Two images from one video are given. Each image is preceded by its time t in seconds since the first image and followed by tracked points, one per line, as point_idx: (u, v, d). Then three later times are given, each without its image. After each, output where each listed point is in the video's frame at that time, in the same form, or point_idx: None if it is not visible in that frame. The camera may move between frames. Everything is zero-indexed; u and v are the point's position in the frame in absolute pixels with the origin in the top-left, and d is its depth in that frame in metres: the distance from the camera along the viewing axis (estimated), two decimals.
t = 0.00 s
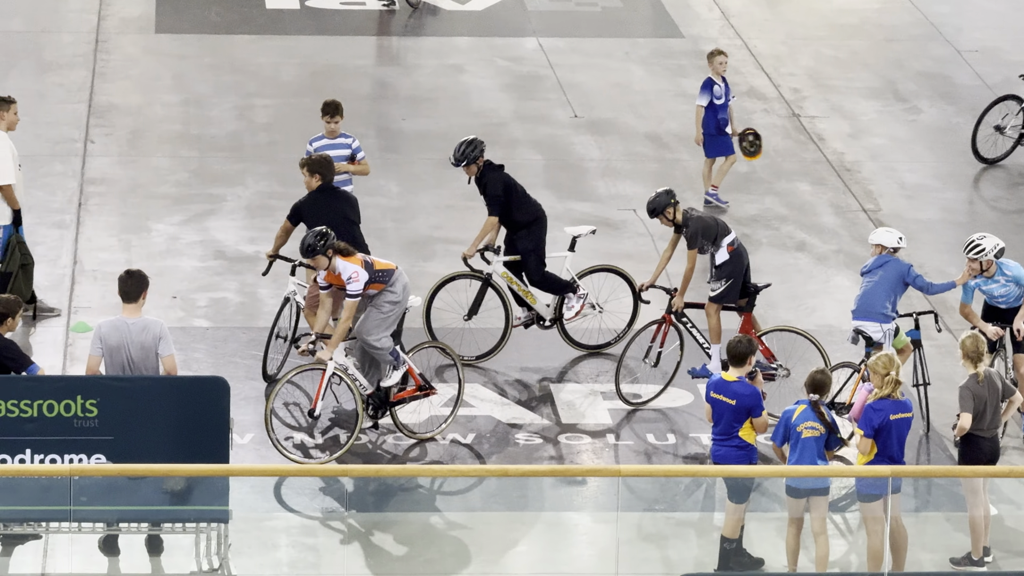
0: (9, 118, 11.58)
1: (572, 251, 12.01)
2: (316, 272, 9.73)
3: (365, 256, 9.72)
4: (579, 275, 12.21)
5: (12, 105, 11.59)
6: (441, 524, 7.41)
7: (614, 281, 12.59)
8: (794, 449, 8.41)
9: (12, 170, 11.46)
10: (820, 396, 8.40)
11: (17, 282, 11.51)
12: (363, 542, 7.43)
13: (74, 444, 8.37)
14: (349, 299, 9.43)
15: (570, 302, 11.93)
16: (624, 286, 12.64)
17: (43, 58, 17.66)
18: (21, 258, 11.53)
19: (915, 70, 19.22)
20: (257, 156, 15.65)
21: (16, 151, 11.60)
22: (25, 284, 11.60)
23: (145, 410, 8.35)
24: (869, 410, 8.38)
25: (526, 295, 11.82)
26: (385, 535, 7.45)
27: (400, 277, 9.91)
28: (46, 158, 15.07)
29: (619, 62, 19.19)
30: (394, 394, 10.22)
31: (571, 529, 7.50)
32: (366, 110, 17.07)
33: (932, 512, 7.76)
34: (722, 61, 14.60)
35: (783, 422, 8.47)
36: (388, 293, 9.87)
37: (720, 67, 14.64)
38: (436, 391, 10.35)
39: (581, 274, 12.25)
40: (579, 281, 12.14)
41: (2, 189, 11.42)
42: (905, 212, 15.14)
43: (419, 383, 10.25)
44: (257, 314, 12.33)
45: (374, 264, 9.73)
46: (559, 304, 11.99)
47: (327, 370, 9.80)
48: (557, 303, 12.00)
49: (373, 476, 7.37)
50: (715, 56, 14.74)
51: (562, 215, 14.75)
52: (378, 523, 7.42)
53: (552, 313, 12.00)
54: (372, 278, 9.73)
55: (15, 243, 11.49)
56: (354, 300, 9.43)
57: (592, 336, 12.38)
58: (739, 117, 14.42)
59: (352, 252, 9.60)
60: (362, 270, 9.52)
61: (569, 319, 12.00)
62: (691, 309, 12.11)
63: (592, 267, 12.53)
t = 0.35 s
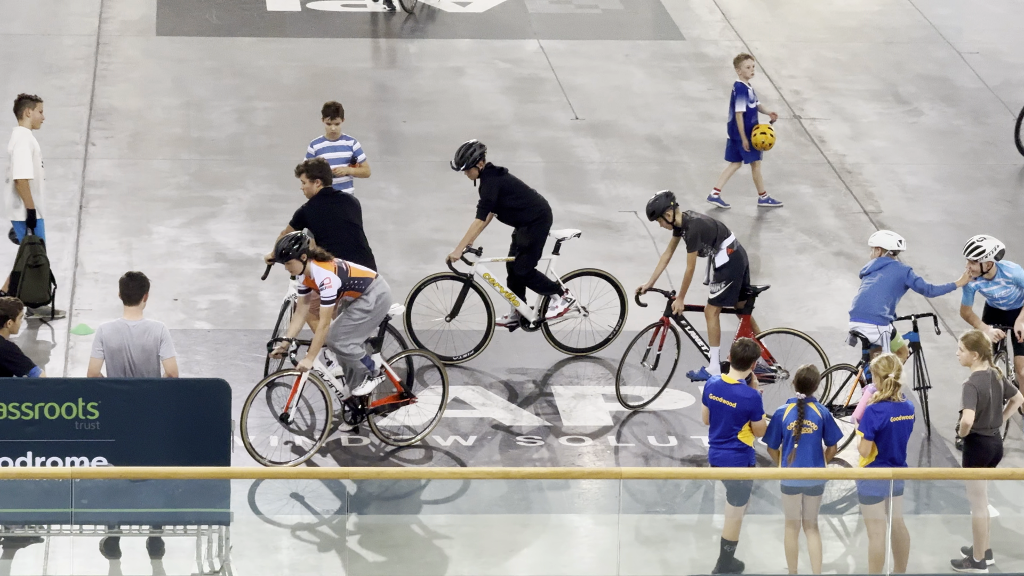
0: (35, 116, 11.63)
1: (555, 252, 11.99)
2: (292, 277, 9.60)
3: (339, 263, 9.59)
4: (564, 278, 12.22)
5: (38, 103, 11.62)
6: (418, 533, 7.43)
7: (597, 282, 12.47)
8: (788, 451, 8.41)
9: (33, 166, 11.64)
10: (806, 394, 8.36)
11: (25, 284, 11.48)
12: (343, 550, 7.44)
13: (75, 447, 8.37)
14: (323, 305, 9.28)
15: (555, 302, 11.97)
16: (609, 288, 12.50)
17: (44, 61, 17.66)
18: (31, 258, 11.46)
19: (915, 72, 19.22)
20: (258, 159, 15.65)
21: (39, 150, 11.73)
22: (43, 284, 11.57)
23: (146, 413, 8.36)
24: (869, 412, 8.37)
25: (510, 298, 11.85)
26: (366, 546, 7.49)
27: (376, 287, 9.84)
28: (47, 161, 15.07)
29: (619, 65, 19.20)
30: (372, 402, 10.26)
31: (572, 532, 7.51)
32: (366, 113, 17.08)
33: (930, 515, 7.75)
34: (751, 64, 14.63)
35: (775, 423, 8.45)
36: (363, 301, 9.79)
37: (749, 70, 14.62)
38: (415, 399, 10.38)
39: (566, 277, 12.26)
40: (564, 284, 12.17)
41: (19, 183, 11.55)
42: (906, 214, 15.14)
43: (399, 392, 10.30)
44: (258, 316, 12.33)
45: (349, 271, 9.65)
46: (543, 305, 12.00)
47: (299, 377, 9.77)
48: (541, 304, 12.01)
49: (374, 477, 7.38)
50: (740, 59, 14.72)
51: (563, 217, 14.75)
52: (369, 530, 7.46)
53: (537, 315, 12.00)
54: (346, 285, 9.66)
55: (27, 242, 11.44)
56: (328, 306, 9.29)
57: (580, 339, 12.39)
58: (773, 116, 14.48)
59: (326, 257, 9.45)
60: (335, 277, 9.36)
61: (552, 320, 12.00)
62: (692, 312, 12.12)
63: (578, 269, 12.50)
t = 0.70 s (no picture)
0: (45, 117, 11.51)
1: (547, 254, 12.01)
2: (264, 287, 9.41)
3: (317, 271, 9.53)
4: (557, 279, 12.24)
5: (49, 104, 11.52)
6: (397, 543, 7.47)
7: (590, 284, 12.58)
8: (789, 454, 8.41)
9: (45, 167, 11.62)
10: (808, 397, 8.36)
11: (40, 285, 11.36)
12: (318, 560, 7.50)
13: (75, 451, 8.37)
14: (310, 316, 9.24)
15: (550, 302, 12.02)
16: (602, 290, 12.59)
17: (44, 65, 17.66)
18: (45, 259, 11.37)
19: (915, 76, 19.23)
20: (258, 163, 15.66)
21: (50, 150, 11.70)
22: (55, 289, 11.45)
23: (145, 417, 8.36)
24: (867, 416, 8.38)
25: (507, 302, 11.84)
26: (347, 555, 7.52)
27: (351, 294, 9.80)
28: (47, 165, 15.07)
29: (619, 68, 19.21)
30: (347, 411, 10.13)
31: (571, 536, 7.53)
32: (366, 117, 17.09)
33: (929, 518, 7.76)
34: (777, 67, 14.72)
35: (777, 428, 8.47)
36: (338, 308, 9.75)
37: (775, 73, 14.73)
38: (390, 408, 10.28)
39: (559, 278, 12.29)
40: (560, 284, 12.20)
41: (32, 184, 11.55)
42: (905, 218, 15.15)
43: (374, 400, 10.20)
44: (258, 320, 12.34)
45: (328, 279, 9.59)
46: (538, 307, 12.05)
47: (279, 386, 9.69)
48: (537, 306, 12.06)
49: (373, 482, 7.36)
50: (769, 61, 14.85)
51: (562, 221, 14.76)
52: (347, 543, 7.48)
53: (533, 318, 12.02)
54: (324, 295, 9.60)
55: (40, 243, 11.35)
56: (315, 316, 9.26)
57: (578, 343, 12.38)
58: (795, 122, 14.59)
59: (305, 266, 9.39)
60: (319, 286, 9.33)
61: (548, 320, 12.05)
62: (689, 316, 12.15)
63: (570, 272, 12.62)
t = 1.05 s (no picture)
0: (49, 121, 11.54)
1: (544, 256, 12.03)
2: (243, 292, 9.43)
3: (289, 276, 9.44)
4: (554, 282, 12.19)
5: (53, 108, 11.53)
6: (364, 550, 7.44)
7: (585, 286, 12.63)
8: (792, 458, 8.41)
9: (45, 172, 11.58)
10: (816, 400, 8.33)
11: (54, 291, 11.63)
12: (286, 567, 7.45)
13: (74, 454, 8.36)
14: (270, 319, 9.14)
15: (548, 304, 11.99)
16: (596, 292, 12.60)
17: (43, 68, 17.64)
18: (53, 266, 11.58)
19: (914, 81, 19.25)
20: (258, 166, 15.67)
21: (52, 155, 11.66)
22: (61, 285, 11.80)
23: (144, 421, 8.36)
24: (865, 420, 8.39)
25: (505, 306, 11.84)
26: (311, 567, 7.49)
27: (328, 299, 9.71)
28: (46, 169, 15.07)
29: (619, 73, 19.22)
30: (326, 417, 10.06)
31: (571, 539, 7.51)
32: (366, 121, 17.09)
33: (930, 522, 7.77)
34: (804, 69, 14.80)
35: (781, 431, 8.42)
36: (317, 314, 9.66)
37: (802, 74, 14.81)
38: (370, 415, 10.22)
39: (557, 282, 12.28)
40: (557, 287, 12.17)
41: (32, 189, 11.51)
42: (904, 223, 15.16)
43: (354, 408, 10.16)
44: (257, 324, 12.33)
45: (299, 285, 9.49)
46: (536, 310, 12.05)
47: (252, 391, 9.55)
48: (534, 310, 12.05)
49: (372, 486, 7.33)
50: (793, 63, 14.91)
51: (562, 225, 14.76)
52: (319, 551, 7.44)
53: (530, 323, 12.02)
54: (298, 300, 9.51)
55: (46, 251, 11.50)
56: (275, 320, 9.15)
57: (576, 347, 12.41)
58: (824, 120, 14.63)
59: (276, 271, 9.33)
60: (284, 290, 9.24)
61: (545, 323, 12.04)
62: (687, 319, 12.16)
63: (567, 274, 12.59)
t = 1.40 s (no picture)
0: (51, 127, 11.53)
1: (538, 260, 12.00)
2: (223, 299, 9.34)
3: (272, 285, 9.38)
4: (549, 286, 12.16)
5: (55, 113, 11.53)
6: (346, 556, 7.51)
7: (576, 290, 12.37)
8: (797, 461, 8.42)
9: (46, 178, 11.59)
10: (822, 404, 8.37)
11: (48, 297, 11.69)
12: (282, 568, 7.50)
13: (74, 457, 8.36)
14: (254, 329, 9.09)
15: (543, 307, 11.92)
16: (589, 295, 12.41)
17: (44, 71, 17.65)
18: (49, 273, 11.65)
19: (915, 85, 19.25)
20: (259, 170, 15.67)
21: (54, 160, 11.67)
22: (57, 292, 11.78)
23: (144, 424, 8.36)
24: (867, 425, 8.37)
25: (501, 311, 11.79)
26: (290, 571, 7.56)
27: (307, 310, 9.62)
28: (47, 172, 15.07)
29: (620, 77, 19.23)
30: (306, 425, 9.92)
31: (571, 543, 7.51)
32: (367, 124, 17.09)
33: (929, 527, 7.76)
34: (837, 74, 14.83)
35: (786, 433, 8.40)
36: (293, 324, 9.57)
37: (833, 79, 14.83)
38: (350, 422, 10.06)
39: (549, 285, 12.21)
40: (552, 291, 12.15)
41: (35, 196, 11.53)
42: (905, 227, 15.16)
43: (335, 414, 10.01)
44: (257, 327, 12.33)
45: (281, 295, 9.42)
46: (532, 314, 11.99)
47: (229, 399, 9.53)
48: (530, 314, 12.00)
49: (373, 489, 7.32)
50: (824, 68, 14.90)
51: (562, 229, 14.75)
52: (300, 558, 7.49)
53: (525, 327, 11.98)
54: (277, 309, 9.44)
55: (42, 257, 11.59)
56: (259, 330, 9.10)
57: (574, 350, 12.42)
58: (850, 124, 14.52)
59: (259, 279, 9.25)
60: (267, 299, 9.19)
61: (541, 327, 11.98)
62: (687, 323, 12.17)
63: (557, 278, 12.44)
